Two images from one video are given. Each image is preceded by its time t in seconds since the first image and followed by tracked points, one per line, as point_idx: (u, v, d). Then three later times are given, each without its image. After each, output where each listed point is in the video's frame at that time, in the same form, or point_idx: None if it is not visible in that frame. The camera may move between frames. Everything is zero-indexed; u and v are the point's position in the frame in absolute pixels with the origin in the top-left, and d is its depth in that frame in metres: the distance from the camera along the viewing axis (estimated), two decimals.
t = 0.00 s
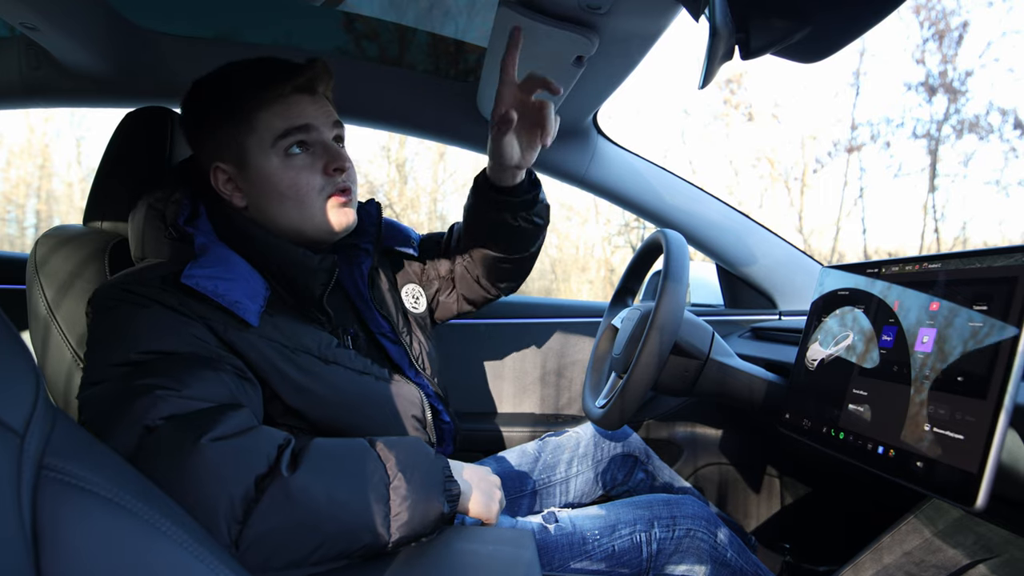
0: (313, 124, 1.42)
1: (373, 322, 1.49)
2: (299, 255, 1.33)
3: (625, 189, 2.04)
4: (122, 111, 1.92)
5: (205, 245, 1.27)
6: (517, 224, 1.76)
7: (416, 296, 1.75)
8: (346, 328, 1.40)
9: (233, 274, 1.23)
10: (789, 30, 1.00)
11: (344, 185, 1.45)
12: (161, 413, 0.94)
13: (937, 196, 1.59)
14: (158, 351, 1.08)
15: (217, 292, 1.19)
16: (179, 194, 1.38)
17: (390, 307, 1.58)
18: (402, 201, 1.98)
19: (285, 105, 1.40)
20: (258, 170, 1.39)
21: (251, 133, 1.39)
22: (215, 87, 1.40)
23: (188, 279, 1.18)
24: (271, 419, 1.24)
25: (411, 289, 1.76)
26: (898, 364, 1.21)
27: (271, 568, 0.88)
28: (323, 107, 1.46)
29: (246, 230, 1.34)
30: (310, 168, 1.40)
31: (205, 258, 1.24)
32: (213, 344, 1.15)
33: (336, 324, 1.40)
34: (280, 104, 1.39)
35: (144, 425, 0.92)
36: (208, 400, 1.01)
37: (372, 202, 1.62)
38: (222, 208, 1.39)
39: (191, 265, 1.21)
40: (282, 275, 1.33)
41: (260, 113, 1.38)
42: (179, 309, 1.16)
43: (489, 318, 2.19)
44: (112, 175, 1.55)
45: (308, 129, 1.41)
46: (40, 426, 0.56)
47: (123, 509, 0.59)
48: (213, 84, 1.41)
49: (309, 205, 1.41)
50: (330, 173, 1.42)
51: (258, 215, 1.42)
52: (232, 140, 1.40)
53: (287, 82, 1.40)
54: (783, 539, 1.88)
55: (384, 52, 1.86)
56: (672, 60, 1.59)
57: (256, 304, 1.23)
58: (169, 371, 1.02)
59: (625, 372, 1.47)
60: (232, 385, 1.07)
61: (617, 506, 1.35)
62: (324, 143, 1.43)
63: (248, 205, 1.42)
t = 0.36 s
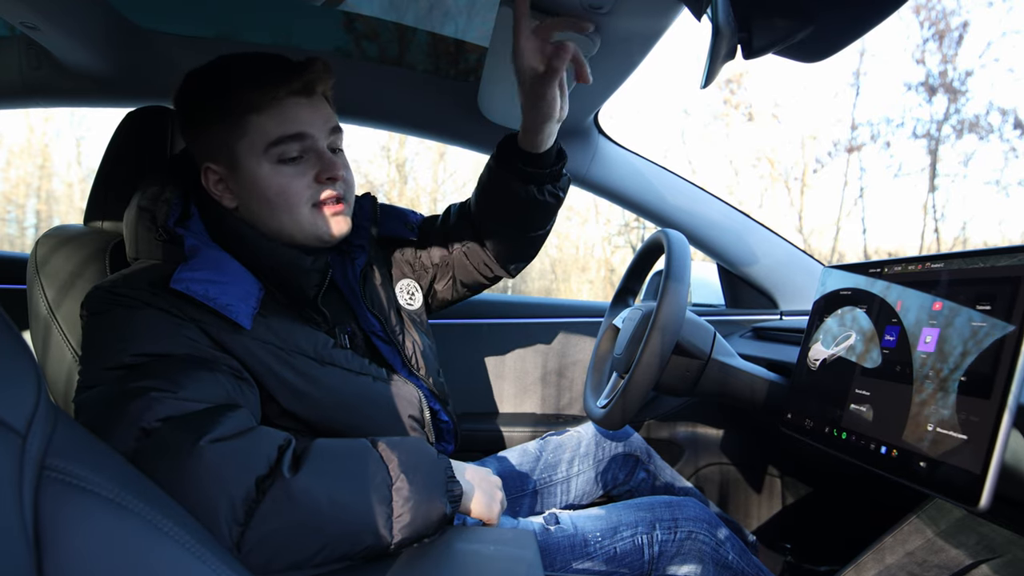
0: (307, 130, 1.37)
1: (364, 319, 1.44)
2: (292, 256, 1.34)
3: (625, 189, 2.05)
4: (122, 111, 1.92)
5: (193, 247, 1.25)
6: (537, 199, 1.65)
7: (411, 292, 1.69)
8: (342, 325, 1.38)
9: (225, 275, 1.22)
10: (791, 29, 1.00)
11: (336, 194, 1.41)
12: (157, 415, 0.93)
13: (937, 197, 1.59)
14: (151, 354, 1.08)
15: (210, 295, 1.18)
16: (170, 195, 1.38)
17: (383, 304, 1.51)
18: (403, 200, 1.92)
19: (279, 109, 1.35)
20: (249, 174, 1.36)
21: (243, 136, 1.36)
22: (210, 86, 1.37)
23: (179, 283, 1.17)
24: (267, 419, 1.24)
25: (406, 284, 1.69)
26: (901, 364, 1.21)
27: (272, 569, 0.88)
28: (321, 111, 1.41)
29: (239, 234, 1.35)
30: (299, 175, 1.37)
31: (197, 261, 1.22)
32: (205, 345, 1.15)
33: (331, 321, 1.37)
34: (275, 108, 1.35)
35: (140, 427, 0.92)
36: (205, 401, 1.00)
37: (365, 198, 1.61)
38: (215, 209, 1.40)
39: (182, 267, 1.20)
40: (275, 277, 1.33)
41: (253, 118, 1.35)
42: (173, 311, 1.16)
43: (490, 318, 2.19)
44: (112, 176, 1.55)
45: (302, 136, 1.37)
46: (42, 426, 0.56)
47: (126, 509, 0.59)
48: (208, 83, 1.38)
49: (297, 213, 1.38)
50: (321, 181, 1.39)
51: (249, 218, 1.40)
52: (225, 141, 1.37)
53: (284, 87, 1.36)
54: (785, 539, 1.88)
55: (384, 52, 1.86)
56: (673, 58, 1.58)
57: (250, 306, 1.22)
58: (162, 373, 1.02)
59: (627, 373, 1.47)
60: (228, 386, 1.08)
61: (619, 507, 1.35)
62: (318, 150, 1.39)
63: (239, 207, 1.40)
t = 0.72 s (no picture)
0: (375, 167, 1.37)
1: (395, 350, 1.50)
2: (313, 263, 1.29)
3: (627, 189, 2.05)
4: (125, 111, 1.92)
5: (222, 245, 1.25)
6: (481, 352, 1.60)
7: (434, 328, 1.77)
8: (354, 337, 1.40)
9: (249, 278, 1.21)
10: (795, 29, 1.00)
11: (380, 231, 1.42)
12: (172, 412, 0.94)
13: (937, 196, 1.59)
14: (166, 351, 1.08)
15: (233, 295, 1.17)
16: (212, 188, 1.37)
17: (417, 338, 1.56)
18: (405, 200, 1.86)
19: (356, 140, 1.35)
20: (303, 186, 1.36)
21: (312, 152, 1.35)
22: (301, 94, 1.37)
23: (205, 278, 1.16)
24: (278, 420, 1.24)
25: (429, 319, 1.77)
26: (905, 364, 1.21)
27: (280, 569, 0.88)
28: (391, 152, 1.40)
29: (269, 237, 1.33)
30: (337, 194, 1.36)
31: (223, 259, 1.22)
32: (221, 343, 1.14)
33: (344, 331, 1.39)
34: (353, 136, 1.35)
35: (155, 422, 0.92)
36: (219, 399, 1.01)
37: (410, 236, 1.58)
38: (248, 207, 1.39)
39: (209, 264, 1.19)
40: (295, 284, 1.31)
41: (329, 141, 1.34)
42: (193, 308, 1.16)
43: (492, 318, 2.19)
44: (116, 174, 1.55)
45: (367, 172, 1.36)
46: (49, 427, 0.56)
47: (133, 509, 0.59)
48: (299, 91, 1.37)
49: (337, 238, 1.38)
50: (370, 217, 1.39)
51: (289, 224, 1.39)
52: (290, 146, 1.36)
53: (367, 121, 1.35)
54: (787, 539, 1.88)
55: (385, 52, 1.86)
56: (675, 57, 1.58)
57: (270, 309, 1.22)
58: (179, 369, 1.02)
59: (629, 373, 1.47)
60: (241, 382, 1.08)
61: (621, 505, 1.35)
62: (378, 187, 1.39)
63: (283, 212, 1.40)
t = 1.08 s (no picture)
0: (431, 196, 1.33)
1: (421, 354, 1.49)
2: (346, 266, 1.25)
3: (628, 189, 2.05)
4: (125, 110, 1.92)
5: (260, 237, 1.20)
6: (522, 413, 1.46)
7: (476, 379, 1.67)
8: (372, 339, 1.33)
9: (282, 271, 1.17)
10: (796, 29, 1.01)
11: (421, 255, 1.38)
12: (164, 416, 0.88)
13: (937, 196, 1.58)
14: (179, 348, 1.01)
15: (262, 286, 1.13)
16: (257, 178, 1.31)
17: (443, 343, 1.58)
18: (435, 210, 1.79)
19: (423, 167, 1.31)
20: (359, 200, 1.32)
21: (377, 167, 1.30)
22: (377, 108, 1.33)
23: (238, 267, 1.12)
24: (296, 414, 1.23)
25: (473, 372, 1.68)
26: (906, 364, 1.21)
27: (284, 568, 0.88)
28: (450, 183, 1.37)
29: (308, 235, 1.28)
30: (388, 211, 1.32)
31: (257, 249, 1.17)
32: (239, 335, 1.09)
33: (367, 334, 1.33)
34: (420, 160, 1.30)
35: (147, 428, 0.88)
36: (220, 400, 0.94)
37: (440, 245, 1.56)
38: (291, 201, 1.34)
39: (244, 253, 1.15)
40: (326, 281, 1.27)
41: (397, 162, 1.30)
42: (215, 301, 1.10)
43: (493, 317, 2.20)
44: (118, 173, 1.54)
45: (423, 200, 1.33)
46: (51, 426, 0.56)
47: (135, 509, 0.59)
48: (382, 106, 1.33)
49: (379, 254, 1.34)
50: (417, 241, 1.35)
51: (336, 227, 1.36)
52: (355, 157, 1.32)
53: (436, 149, 1.30)
54: (788, 538, 1.88)
55: (386, 52, 1.86)
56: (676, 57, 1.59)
57: (297, 302, 1.17)
58: (182, 370, 0.95)
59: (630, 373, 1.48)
60: (249, 382, 1.00)
61: (621, 505, 1.36)
62: (430, 215, 1.35)
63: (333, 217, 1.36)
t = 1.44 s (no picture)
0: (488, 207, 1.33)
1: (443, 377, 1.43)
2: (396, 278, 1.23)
3: (625, 189, 2.09)
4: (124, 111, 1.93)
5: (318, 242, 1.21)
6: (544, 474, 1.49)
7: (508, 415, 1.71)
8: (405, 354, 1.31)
9: (342, 279, 1.18)
10: (792, 30, 1.01)
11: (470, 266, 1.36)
12: (244, 411, 0.87)
13: (937, 196, 1.58)
14: (245, 342, 1.00)
15: (325, 292, 1.13)
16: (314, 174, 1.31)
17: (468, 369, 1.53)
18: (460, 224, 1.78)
19: (483, 176, 1.31)
20: (417, 201, 1.30)
21: (437, 172, 1.29)
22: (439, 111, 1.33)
23: (306, 272, 1.14)
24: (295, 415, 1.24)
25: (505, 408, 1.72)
26: (902, 364, 1.21)
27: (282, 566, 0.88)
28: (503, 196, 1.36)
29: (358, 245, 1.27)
30: (445, 219, 1.30)
31: (321, 254, 1.19)
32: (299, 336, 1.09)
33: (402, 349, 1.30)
34: (481, 169, 1.30)
35: (226, 424, 0.86)
36: (293, 395, 0.93)
37: (483, 267, 1.51)
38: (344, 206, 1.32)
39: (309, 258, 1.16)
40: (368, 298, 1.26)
41: (458, 168, 1.29)
42: (272, 298, 1.10)
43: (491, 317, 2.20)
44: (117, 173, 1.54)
45: (480, 210, 1.32)
46: (45, 427, 0.56)
47: (131, 509, 0.60)
48: (444, 111, 1.33)
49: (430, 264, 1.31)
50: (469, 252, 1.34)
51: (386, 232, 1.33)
52: (416, 160, 1.31)
53: (499, 159, 1.30)
54: (786, 538, 1.88)
55: (385, 52, 1.86)
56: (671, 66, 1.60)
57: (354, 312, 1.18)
58: (253, 364, 0.95)
59: (627, 373, 1.47)
60: (316, 374, 1.01)
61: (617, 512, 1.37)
62: (485, 226, 1.34)
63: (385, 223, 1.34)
